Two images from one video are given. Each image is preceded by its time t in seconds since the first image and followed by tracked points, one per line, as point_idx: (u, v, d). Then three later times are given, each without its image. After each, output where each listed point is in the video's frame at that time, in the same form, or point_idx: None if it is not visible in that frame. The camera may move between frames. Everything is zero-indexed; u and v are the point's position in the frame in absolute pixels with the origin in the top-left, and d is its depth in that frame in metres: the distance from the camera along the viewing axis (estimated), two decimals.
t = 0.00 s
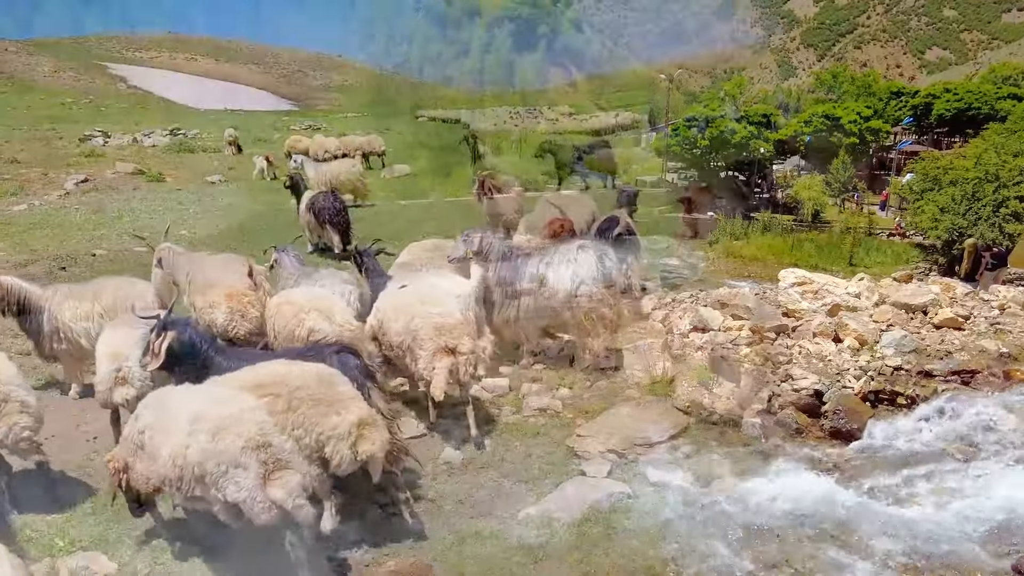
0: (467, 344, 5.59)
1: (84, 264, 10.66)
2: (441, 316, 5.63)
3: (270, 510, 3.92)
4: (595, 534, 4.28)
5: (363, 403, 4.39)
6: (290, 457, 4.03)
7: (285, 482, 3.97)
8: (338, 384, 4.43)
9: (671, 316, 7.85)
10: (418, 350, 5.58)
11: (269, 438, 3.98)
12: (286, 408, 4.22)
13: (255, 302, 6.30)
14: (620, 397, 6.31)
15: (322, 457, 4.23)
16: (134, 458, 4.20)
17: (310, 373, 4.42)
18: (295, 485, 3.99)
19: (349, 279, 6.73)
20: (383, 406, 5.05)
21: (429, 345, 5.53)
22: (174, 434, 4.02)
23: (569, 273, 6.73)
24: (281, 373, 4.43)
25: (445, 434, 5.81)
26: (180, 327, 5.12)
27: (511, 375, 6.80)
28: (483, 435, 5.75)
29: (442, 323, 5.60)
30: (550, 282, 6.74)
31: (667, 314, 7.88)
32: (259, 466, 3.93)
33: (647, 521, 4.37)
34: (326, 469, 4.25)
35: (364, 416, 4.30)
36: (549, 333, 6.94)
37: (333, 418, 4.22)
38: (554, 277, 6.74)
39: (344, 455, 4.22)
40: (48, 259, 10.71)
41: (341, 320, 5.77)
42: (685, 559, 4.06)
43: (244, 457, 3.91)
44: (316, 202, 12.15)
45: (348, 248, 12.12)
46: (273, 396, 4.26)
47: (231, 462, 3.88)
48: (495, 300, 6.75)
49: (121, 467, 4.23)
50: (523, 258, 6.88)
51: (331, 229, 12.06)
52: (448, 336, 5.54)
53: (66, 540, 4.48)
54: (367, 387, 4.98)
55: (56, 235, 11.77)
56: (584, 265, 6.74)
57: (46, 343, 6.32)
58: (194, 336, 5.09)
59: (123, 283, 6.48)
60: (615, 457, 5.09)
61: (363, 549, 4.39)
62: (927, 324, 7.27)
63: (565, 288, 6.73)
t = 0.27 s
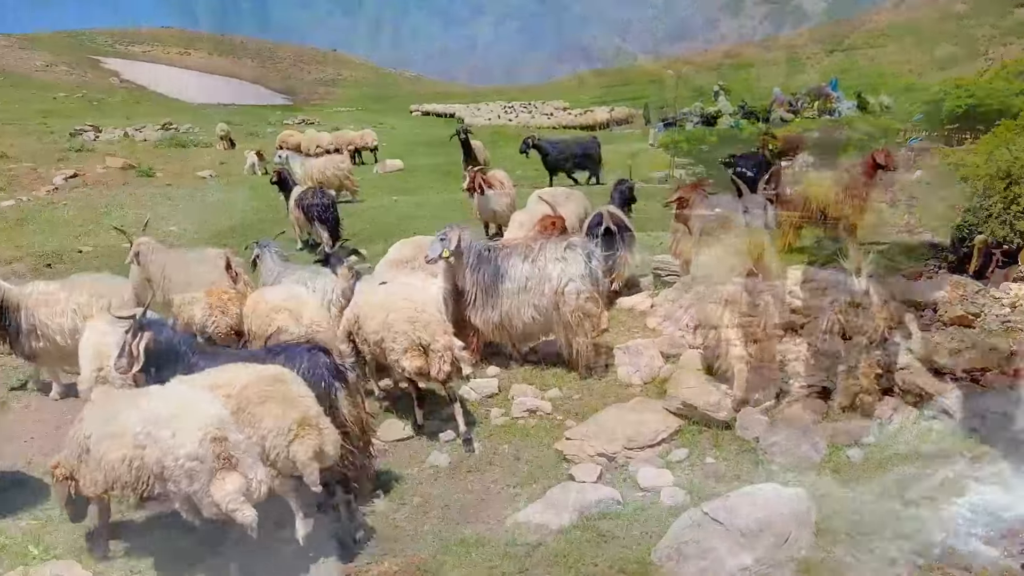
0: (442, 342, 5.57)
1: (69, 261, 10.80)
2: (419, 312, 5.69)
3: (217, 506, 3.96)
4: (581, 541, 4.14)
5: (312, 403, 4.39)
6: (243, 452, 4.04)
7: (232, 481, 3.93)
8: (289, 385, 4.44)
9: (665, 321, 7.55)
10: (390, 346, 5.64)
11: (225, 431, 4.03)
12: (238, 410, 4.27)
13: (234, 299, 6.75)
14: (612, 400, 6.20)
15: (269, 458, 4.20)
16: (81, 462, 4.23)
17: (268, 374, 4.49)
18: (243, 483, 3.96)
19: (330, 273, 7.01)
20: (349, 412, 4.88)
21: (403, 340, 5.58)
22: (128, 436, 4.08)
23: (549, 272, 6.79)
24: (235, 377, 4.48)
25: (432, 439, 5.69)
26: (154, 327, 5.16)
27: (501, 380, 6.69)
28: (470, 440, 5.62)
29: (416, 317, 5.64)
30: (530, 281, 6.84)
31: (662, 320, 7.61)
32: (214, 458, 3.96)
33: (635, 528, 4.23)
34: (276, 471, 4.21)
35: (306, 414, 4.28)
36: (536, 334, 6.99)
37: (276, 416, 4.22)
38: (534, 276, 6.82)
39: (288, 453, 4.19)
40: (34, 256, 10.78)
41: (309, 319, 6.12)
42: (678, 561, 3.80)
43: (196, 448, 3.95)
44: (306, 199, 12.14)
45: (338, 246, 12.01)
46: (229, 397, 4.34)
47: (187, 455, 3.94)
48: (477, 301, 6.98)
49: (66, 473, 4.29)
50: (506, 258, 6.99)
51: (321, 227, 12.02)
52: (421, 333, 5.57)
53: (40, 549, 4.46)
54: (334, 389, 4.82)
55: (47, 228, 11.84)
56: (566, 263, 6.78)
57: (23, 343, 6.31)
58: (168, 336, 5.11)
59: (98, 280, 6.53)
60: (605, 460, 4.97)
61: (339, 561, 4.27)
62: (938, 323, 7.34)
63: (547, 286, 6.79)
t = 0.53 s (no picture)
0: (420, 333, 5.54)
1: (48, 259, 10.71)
2: (395, 299, 5.64)
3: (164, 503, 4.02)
4: (566, 549, 4.05)
5: (257, 401, 4.34)
6: (186, 451, 4.07)
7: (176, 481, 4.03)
8: (235, 385, 4.39)
9: (654, 317, 7.46)
10: (369, 337, 5.54)
11: (166, 427, 4.07)
12: (182, 410, 4.27)
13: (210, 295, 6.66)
14: (599, 399, 6.11)
15: (212, 459, 4.19)
16: (19, 467, 4.24)
17: (213, 374, 4.45)
18: (185, 487, 4.05)
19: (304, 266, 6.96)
20: (311, 420, 4.71)
21: (382, 329, 5.50)
22: (61, 440, 4.03)
23: (531, 267, 6.71)
24: (179, 378, 4.43)
25: (415, 441, 5.58)
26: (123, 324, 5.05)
27: (486, 380, 6.58)
28: (454, 442, 5.51)
29: (396, 307, 5.59)
30: (511, 277, 6.76)
31: (650, 316, 7.50)
32: (156, 457, 4.01)
33: (621, 535, 4.14)
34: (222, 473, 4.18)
35: (250, 414, 4.24)
36: (517, 330, 6.89)
37: (218, 417, 4.20)
38: (516, 271, 6.75)
39: (224, 452, 4.15)
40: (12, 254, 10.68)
41: (276, 316, 6.03)
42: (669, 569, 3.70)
43: (137, 446, 3.99)
44: (288, 192, 11.97)
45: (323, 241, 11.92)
46: (173, 397, 4.32)
47: (125, 454, 3.96)
48: (455, 301, 6.86)
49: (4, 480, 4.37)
50: (481, 255, 6.87)
51: (305, 222, 11.88)
52: (401, 321, 5.52)
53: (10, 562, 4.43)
54: (299, 394, 4.66)
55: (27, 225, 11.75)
56: (549, 258, 6.70)
57: None
58: (136, 333, 5.02)
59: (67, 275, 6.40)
60: (591, 464, 4.88)
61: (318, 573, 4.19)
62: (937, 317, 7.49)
63: (529, 281, 6.69)
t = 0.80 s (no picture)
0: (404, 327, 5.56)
1: (30, 257, 10.54)
2: (372, 298, 5.64)
3: (117, 512, 3.99)
4: (551, 557, 3.97)
5: (218, 408, 4.22)
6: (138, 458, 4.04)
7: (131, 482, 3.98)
8: (194, 391, 4.26)
9: (642, 315, 7.38)
10: (352, 334, 5.52)
11: (116, 439, 4.00)
12: (138, 418, 4.15)
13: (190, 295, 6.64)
14: (586, 399, 6.03)
15: (167, 466, 4.10)
16: None
17: (171, 378, 4.35)
18: (136, 493, 3.98)
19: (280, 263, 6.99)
20: (283, 423, 4.66)
21: (364, 328, 5.48)
22: (10, 443, 3.98)
23: (507, 262, 6.75)
24: (133, 384, 4.32)
25: (400, 443, 5.47)
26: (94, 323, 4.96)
27: (471, 381, 6.49)
28: (439, 445, 5.41)
29: (374, 306, 5.59)
30: (488, 274, 6.77)
31: (638, 314, 7.43)
32: (106, 466, 3.96)
33: (608, 542, 4.06)
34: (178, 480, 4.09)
35: (211, 420, 4.12)
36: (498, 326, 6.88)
37: (175, 426, 4.07)
38: (492, 267, 6.77)
39: (180, 460, 4.04)
40: None
41: (249, 315, 5.92)
42: None
43: (87, 458, 3.95)
44: (273, 188, 11.84)
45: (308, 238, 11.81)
46: (124, 404, 4.21)
47: (76, 465, 3.94)
48: (432, 303, 6.80)
49: None
50: (455, 256, 6.87)
51: (290, 218, 11.73)
52: (383, 319, 5.51)
53: None
54: (268, 400, 4.60)
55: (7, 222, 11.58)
56: (525, 252, 6.74)
57: None
58: (106, 334, 4.91)
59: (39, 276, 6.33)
60: (578, 467, 4.80)
61: None
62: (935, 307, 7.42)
63: (506, 276, 6.72)
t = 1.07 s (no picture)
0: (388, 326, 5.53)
1: (14, 257, 10.41)
2: (354, 299, 5.56)
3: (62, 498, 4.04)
4: (539, 566, 3.89)
5: (176, 405, 4.25)
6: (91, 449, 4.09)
7: (89, 468, 4.04)
8: (152, 390, 4.28)
9: (633, 315, 7.32)
10: (339, 336, 5.45)
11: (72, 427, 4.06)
12: (95, 414, 4.16)
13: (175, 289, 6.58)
14: (577, 402, 5.95)
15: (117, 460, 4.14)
16: None
17: (128, 377, 4.34)
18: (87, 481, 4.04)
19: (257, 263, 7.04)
20: (254, 427, 4.64)
21: (349, 330, 5.42)
22: None
23: (484, 262, 6.71)
24: (90, 383, 4.29)
25: (387, 448, 5.39)
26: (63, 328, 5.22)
27: (461, 384, 6.40)
28: (427, 450, 5.32)
29: (357, 306, 5.52)
30: (462, 275, 6.72)
31: (629, 314, 7.36)
32: (62, 451, 4.01)
33: (598, 551, 3.99)
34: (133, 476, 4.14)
35: (174, 417, 4.16)
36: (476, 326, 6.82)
37: (139, 425, 4.11)
38: (467, 267, 6.72)
39: (152, 458, 4.07)
40: None
41: (227, 316, 5.86)
42: None
43: (42, 442, 3.97)
44: (262, 186, 11.73)
45: (298, 237, 11.70)
46: (80, 402, 4.20)
47: (30, 449, 3.96)
48: (406, 307, 6.77)
49: None
50: (428, 259, 6.84)
51: (280, 217, 11.59)
52: (366, 319, 5.46)
53: None
54: (236, 404, 4.57)
55: None
56: (503, 250, 6.75)
57: None
58: (73, 338, 5.17)
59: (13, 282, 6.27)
60: (568, 473, 4.73)
61: None
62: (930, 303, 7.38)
63: (481, 276, 6.68)
